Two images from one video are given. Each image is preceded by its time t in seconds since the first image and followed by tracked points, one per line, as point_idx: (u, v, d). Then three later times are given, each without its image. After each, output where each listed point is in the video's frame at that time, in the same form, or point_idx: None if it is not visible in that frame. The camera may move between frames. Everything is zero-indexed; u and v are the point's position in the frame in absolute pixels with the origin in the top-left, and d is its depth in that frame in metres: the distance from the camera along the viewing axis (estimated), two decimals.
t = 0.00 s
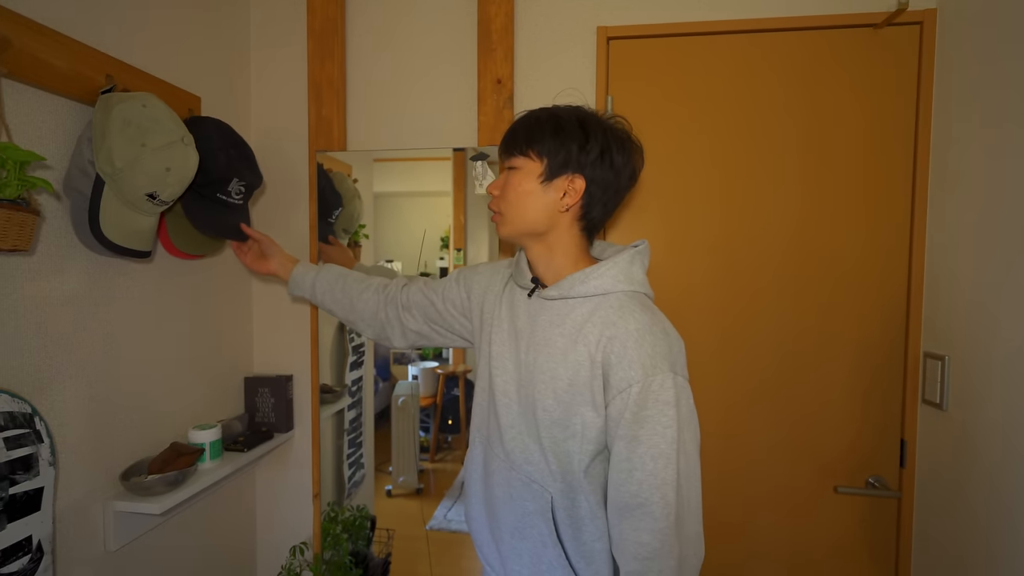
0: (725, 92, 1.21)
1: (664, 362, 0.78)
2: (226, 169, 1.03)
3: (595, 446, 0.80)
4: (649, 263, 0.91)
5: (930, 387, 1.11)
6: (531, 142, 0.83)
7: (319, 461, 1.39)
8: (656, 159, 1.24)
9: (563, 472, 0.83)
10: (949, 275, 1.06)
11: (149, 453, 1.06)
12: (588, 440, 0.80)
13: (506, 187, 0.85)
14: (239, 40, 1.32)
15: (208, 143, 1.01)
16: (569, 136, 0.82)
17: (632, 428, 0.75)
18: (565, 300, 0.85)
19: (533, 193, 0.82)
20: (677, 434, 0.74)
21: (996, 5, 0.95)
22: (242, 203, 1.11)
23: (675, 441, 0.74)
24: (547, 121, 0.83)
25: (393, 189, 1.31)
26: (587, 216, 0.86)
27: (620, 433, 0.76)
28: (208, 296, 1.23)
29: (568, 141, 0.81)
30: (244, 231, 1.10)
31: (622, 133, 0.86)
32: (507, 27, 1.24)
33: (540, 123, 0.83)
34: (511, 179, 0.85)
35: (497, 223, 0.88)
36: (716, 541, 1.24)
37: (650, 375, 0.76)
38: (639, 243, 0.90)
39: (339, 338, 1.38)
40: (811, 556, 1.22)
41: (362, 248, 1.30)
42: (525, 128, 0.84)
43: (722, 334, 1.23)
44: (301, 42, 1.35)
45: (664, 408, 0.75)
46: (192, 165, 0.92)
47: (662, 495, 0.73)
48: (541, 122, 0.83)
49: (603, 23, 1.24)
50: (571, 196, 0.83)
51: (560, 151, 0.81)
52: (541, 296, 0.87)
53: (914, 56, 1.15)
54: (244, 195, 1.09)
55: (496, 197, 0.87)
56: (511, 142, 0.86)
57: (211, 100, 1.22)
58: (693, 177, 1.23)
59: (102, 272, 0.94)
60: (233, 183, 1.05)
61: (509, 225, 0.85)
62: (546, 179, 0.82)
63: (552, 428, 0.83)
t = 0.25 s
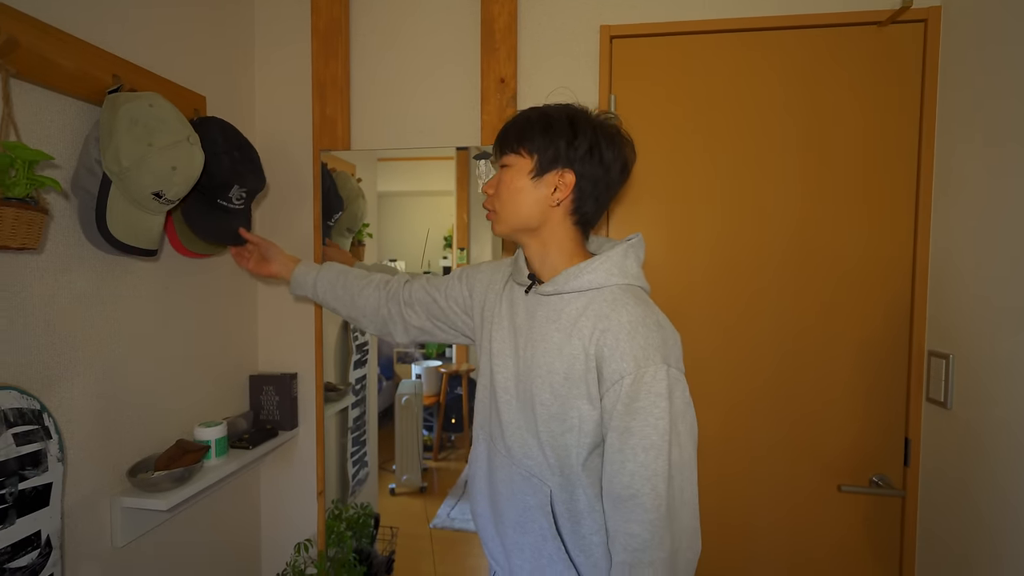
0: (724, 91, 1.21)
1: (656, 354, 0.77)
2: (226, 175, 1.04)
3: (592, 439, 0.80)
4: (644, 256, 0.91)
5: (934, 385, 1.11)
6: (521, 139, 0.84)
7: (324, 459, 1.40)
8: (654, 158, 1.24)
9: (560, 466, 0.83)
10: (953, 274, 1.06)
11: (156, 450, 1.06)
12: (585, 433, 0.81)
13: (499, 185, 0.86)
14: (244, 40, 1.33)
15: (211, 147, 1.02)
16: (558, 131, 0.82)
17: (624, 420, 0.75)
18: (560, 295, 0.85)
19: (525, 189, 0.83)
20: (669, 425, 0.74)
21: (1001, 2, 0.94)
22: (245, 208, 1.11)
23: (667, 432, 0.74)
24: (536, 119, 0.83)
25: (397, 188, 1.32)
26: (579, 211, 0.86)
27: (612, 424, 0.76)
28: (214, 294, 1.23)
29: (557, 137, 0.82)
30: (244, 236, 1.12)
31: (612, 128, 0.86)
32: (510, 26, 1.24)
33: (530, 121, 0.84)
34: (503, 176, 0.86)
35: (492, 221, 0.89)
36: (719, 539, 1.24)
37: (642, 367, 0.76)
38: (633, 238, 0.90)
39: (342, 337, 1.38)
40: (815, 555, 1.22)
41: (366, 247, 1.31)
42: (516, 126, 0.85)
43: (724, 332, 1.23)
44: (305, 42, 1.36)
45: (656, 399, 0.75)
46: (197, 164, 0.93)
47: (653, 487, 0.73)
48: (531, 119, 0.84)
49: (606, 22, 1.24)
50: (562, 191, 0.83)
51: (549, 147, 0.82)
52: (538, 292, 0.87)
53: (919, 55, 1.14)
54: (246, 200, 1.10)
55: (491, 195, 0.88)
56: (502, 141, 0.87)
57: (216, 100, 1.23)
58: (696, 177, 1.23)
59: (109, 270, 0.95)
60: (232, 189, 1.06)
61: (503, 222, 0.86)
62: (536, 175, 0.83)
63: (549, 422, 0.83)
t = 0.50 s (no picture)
0: (721, 88, 1.21)
1: (653, 340, 0.75)
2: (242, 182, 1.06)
3: (596, 432, 0.80)
4: (646, 245, 0.89)
5: (941, 383, 1.11)
6: (513, 139, 0.85)
7: (330, 456, 1.40)
8: (655, 155, 1.24)
9: (563, 459, 0.83)
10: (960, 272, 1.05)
11: (165, 446, 1.08)
12: (588, 425, 0.80)
13: (496, 186, 0.88)
14: (251, 39, 1.34)
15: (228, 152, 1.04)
16: (547, 129, 0.83)
17: (619, 409, 0.74)
18: (563, 289, 0.87)
19: (520, 187, 0.85)
20: (665, 412, 0.72)
21: None
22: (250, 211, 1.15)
23: (662, 421, 0.72)
24: (526, 119, 0.85)
25: (402, 187, 1.33)
26: (576, 204, 0.86)
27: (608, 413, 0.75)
28: (221, 292, 1.24)
29: (546, 135, 0.83)
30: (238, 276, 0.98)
31: (601, 120, 0.86)
32: (515, 25, 1.24)
33: (520, 121, 0.85)
34: (498, 177, 0.88)
35: (493, 221, 0.91)
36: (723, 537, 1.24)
37: (638, 354, 0.74)
38: (635, 228, 0.89)
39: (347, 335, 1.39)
40: (819, 552, 1.22)
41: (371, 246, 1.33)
42: (507, 128, 0.87)
43: (729, 329, 1.23)
44: (311, 42, 1.36)
45: (652, 386, 0.72)
46: (206, 162, 0.94)
47: (645, 477, 0.71)
48: (520, 119, 0.86)
49: (612, 21, 1.24)
50: (556, 185, 0.84)
51: (540, 144, 0.83)
52: (544, 288, 0.90)
53: (926, 53, 1.14)
54: (253, 205, 1.13)
55: (490, 196, 0.90)
56: (494, 144, 0.89)
57: (223, 100, 1.24)
58: (699, 174, 1.23)
59: (119, 269, 0.96)
60: (246, 196, 1.08)
61: (504, 221, 0.88)
62: (530, 172, 0.84)
63: (553, 415, 0.83)
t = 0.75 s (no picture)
0: (717, 89, 1.21)
1: (675, 334, 0.72)
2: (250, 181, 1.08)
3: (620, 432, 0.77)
4: (668, 236, 0.87)
5: (945, 382, 1.11)
6: (554, 131, 0.86)
7: (335, 453, 1.40)
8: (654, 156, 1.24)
9: (581, 463, 0.80)
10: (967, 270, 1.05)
11: (174, 442, 1.09)
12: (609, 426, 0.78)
13: (532, 175, 0.88)
14: (258, 40, 1.35)
15: (235, 151, 1.05)
16: (591, 123, 0.83)
17: (639, 405, 0.71)
18: (585, 287, 0.88)
19: (556, 179, 0.85)
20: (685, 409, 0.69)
21: None
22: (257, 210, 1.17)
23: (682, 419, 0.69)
24: (570, 112, 0.85)
25: (408, 187, 1.34)
26: (611, 203, 0.86)
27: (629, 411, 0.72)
28: (229, 291, 1.26)
29: (590, 129, 0.83)
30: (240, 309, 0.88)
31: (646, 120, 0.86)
32: (520, 25, 1.25)
33: (563, 113, 0.86)
34: (536, 167, 0.88)
35: (525, 210, 0.91)
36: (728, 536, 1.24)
37: (659, 349, 0.71)
38: (657, 220, 0.87)
39: (353, 333, 1.40)
40: (822, 551, 1.22)
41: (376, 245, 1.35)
42: (550, 119, 0.87)
43: (735, 328, 1.23)
44: (318, 42, 1.37)
45: (673, 382, 0.70)
46: (214, 161, 0.96)
47: (661, 477, 0.68)
48: (565, 111, 0.86)
49: (616, 20, 1.25)
50: (594, 181, 0.84)
51: (581, 137, 0.83)
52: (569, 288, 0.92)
53: (929, 52, 1.14)
54: (261, 204, 1.14)
55: (525, 185, 0.91)
56: (536, 133, 0.89)
57: (231, 100, 1.25)
58: (697, 175, 1.23)
59: (129, 266, 0.98)
60: (254, 195, 1.09)
61: (535, 211, 0.89)
62: (568, 165, 0.84)
63: (576, 418, 0.80)
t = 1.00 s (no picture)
0: (712, 91, 1.22)
1: (736, 338, 0.64)
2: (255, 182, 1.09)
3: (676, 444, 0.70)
4: (729, 231, 0.78)
5: (946, 381, 1.11)
6: (599, 125, 0.83)
7: (339, 450, 1.41)
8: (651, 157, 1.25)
9: (630, 474, 0.75)
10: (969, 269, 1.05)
11: (181, 439, 1.11)
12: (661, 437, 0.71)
13: (577, 171, 0.85)
14: (263, 42, 1.36)
15: (242, 152, 1.07)
16: (637, 112, 0.79)
17: (698, 418, 0.64)
18: (636, 287, 0.81)
19: (602, 171, 0.81)
20: (747, 423, 0.62)
21: None
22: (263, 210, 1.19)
23: (746, 434, 0.62)
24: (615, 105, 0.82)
25: (411, 187, 1.36)
26: (663, 193, 0.79)
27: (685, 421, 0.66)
28: (235, 290, 1.27)
29: (636, 118, 0.79)
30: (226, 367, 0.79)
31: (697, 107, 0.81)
32: (522, 25, 1.26)
33: (609, 108, 0.83)
34: (580, 163, 0.85)
35: (570, 208, 0.87)
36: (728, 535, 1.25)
37: (718, 354, 0.64)
38: (715, 211, 0.78)
39: (357, 332, 1.41)
40: (823, 549, 1.23)
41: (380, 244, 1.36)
42: (594, 115, 0.85)
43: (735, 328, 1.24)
44: (322, 44, 1.39)
45: (735, 392, 0.63)
46: (220, 162, 0.98)
47: (722, 498, 0.61)
48: (611, 106, 0.83)
49: (618, 21, 1.26)
50: (642, 169, 0.79)
51: (627, 127, 0.79)
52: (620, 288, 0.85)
53: (930, 52, 1.14)
54: (267, 204, 1.16)
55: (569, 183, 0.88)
56: (579, 130, 0.87)
57: (238, 102, 1.27)
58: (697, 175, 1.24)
59: (138, 265, 0.99)
60: (260, 195, 1.11)
61: (581, 207, 0.84)
62: (614, 156, 0.80)
63: (626, 425, 0.76)
